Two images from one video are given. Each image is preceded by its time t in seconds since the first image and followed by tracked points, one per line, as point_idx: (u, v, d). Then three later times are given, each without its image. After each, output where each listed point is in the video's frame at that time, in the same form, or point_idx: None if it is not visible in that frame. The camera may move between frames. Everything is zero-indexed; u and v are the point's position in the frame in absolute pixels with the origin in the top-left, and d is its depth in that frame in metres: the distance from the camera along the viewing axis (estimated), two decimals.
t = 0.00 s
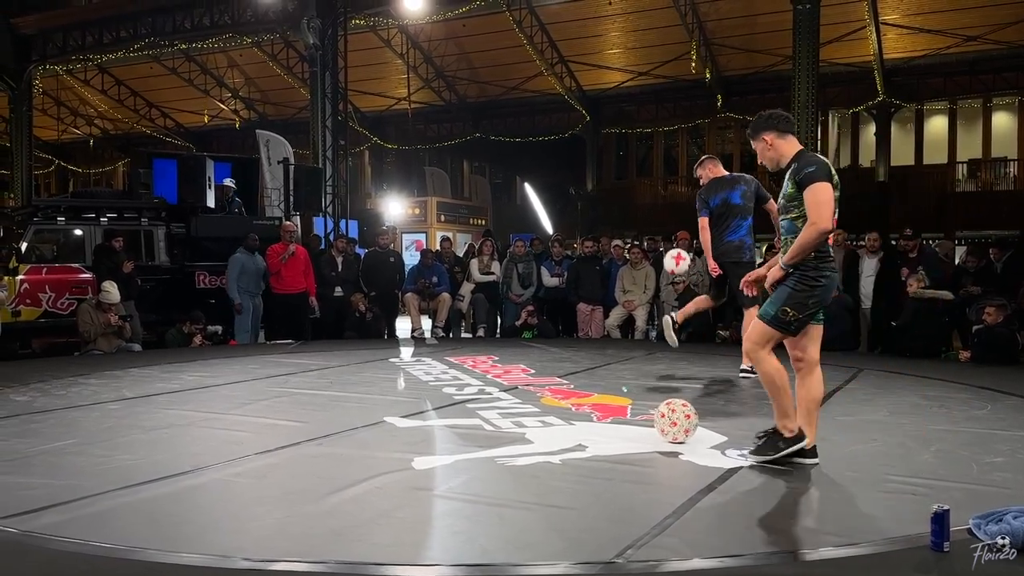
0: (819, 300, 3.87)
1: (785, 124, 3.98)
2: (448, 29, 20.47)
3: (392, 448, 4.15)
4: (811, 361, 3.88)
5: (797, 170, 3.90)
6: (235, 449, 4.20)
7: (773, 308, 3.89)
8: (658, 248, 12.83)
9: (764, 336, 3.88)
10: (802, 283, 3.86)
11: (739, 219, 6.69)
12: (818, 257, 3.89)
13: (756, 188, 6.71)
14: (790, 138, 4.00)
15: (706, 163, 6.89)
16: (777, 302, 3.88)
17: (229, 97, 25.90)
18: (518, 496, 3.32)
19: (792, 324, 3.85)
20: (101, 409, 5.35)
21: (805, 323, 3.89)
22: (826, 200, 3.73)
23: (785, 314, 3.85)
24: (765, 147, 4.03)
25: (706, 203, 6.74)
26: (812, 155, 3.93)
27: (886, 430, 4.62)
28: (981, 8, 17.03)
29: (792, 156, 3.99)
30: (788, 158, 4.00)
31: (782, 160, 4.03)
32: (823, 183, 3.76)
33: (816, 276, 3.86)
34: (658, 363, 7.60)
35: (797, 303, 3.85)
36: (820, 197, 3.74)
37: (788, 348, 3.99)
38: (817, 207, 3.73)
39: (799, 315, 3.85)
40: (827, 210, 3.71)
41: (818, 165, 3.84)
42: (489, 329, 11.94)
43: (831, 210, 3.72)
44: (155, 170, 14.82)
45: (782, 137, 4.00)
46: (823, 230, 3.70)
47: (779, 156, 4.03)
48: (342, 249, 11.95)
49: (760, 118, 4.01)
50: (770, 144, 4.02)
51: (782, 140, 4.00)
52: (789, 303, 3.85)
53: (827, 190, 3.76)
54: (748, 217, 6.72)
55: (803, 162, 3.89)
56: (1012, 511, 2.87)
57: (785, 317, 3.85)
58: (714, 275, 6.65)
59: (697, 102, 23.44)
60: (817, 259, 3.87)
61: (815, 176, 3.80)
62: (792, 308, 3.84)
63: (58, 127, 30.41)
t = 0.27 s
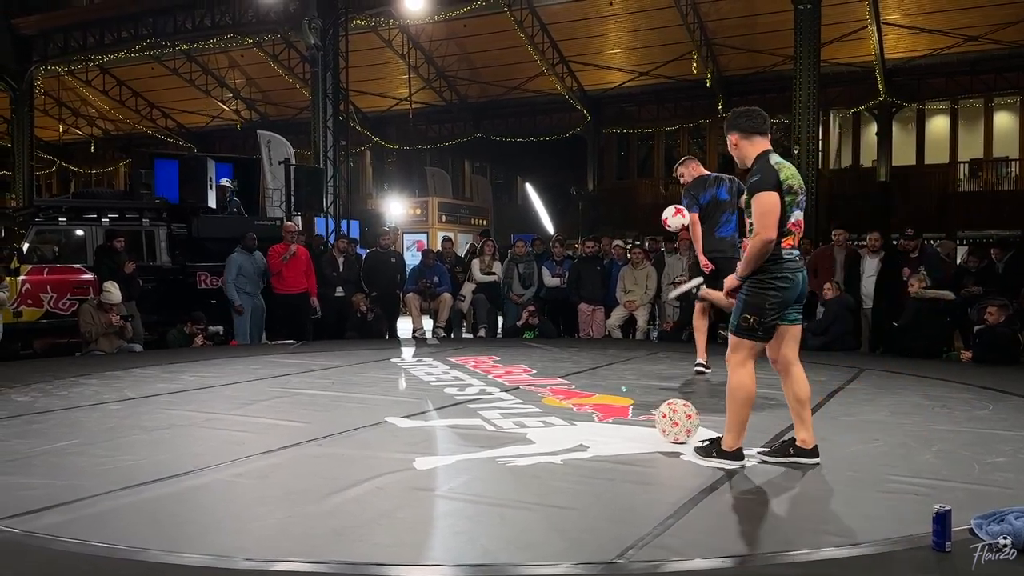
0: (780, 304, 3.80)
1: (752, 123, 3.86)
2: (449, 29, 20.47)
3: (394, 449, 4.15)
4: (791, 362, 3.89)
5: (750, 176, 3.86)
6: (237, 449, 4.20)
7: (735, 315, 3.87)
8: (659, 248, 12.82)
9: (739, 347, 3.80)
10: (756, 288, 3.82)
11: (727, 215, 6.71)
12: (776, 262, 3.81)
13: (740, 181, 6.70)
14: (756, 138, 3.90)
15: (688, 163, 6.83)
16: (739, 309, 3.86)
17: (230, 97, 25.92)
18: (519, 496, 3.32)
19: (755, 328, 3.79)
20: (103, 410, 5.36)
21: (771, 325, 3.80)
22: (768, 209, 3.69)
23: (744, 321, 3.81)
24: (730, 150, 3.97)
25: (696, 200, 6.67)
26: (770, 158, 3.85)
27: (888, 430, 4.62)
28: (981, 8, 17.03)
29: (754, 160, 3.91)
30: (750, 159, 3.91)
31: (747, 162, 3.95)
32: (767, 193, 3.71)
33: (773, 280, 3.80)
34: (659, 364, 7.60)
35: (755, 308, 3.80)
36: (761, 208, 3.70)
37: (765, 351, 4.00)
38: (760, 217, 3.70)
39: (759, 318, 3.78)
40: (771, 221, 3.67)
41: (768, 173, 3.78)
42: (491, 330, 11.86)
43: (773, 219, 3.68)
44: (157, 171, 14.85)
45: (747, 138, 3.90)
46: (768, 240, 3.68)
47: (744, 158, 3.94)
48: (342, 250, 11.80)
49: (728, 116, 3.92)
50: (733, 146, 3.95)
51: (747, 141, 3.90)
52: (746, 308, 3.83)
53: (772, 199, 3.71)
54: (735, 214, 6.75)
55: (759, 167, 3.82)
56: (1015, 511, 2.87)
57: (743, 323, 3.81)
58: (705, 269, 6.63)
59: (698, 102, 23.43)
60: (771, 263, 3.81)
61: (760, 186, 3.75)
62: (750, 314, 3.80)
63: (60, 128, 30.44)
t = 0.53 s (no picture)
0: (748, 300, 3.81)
1: (727, 117, 3.90)
2: (450, 29, 20.47)
3: (395, 449, 4.15)
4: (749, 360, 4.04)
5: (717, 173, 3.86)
6: (238, 449, 4.21)
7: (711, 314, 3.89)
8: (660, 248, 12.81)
9: (724, 347, 3.79)
10: (724, 286, 3.85)
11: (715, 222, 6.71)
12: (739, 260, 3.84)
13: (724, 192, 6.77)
14: (730, 133, 3.91)
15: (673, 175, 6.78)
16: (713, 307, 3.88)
17: (231, 97, 25.93)
18: (520, 496, 3.32)
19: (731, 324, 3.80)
20: (104, 410, 5.36)
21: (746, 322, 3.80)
22: (723, 211, 3.67)
23: (720, 317, 3.82)
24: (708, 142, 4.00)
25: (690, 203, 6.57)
26: (737, 154, 3.84)
27: (889, 430, 4.62)
28: (981, 7, 17.01)
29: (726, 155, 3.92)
30: (723, 153, 3.94)
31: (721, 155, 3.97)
32: (721, 195, 3.70)
33: (739, 278, 3.82)
34: (660, 363, 7.60)
35: (726, 305, 3.82)
36: (717, 211, 3.68)
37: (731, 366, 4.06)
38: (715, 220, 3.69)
39: (733, 315, 3.79)
40: (725, 223, 3.66)
41: (724, 173, 3.76)
42: (493, 330, 11.85)
43: (729, 221, 3.67)
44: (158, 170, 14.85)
45: (723, 131, 3.93)
46: (722, 242, 3.69)
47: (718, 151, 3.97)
48: (343, 249, 11.75)
49: (707, 109, 3.97)
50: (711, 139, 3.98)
51: (723, 134, 3.93)
52: (718, 306, 3.85)
53: (729, 202, 3.69)
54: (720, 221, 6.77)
55: (720, 165, 3.83)
56: (1016, 510, 2.87)
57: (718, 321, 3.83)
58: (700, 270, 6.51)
59: (699, 102, 23.42)
60: (735, 261, 3.84)
61: (717, 188, 3.74)
62: (725, 311, 3.81)
63: (62, 128, 30.47)
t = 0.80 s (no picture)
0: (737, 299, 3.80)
1: (718, 118, 3.90)
2: (450, 29, 20.46)
3: (395, 449, 4.15)
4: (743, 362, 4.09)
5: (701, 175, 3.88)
6: (239, 449, 4.21)
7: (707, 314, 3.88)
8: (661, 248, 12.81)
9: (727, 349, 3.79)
10: (713, 286, 3.86)
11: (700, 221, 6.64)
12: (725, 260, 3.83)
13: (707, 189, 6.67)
14: (720, 133, 3.92)
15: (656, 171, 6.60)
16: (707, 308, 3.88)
17: (231, 97, 25.94)
18: (521, 496, 3.32)
19: (727, 323, 3.79)
20: (105, 410, 5.36)
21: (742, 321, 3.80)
22: (699, 210, 3.67)
23: (715, 318, 3.82)
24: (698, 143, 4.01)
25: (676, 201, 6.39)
26: (720, 155, 3.84)
27: (889, 429, 4.62)
28: (981, 6, 17.01)
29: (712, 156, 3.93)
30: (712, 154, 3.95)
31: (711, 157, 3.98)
32: (697, 193, 3.70)
33: (727, 278, 3.82)
34: (660, 363, 7.60)
35: (718, 305, 3.81)
36: (692, 209, 3.68)
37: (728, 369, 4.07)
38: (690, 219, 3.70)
39: (727, 314, 3.78)
40: (698, 221, 3.66)
41: (702, 173, 3.78)
42: (493, 329, 11.85)
43: (704, 221, 3.66)
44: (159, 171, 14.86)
45: (713, 132, 3.93)
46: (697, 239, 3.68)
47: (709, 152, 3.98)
48: (343, 249, 11.73)
49: (699, 110, 3.98)
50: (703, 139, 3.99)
51: (713, 135, 3.94)
52: (711, 307, 3.85)
53: (703, 200, 3.69)
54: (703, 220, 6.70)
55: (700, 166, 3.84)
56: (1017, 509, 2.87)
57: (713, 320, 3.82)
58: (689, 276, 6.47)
59: (699, 101, 23.41)
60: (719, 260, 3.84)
61: (693, 188, 3.74)
62: (718, 311, 3.81)
63: (62, 128, 30.47)
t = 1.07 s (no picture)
0: (736, 298, 3.78)
1: (719, 117, 3.92)
2: (449, 28, 20.45)
3: (396, 449, 4.14)
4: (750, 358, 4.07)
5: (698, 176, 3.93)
6: (239, 449, 4.20)
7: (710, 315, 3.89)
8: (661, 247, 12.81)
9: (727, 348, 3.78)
10: (713, 287, 3.87)
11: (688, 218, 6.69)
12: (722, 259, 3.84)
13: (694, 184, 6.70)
14: (719, 134, 3.94)
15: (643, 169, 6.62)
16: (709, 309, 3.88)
17: (231, 97, 25.93)
18: (522, 495, 3.32)
19: (726, 323, 3.79)
20: (105, 410, 5.36)
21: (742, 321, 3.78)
22: (690, 210, 3.74)
23: (715, 318, 3.82)
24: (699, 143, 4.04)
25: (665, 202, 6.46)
26: (715, 155, 3.87)
27: (890, 428, 4.61)
28: (982, 4, 17.01)
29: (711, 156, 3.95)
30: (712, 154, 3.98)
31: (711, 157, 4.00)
32: (689, 194, 3.77)
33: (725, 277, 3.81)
34: (661, 362, 7.59)
35: (718, 305, 3.81)
36: (684, 209, 3.75)
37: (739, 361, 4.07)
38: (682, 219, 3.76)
39: (726, 313, 3.78)
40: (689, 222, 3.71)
41: (694, 174, 3.83)
42: (494, 329, 11.86)
43: (693, 220, 3.72)
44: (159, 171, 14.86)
45: (714, 131, 3.95)
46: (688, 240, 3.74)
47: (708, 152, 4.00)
48: (343, 249, 11.69)
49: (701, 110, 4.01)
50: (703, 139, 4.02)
51: (714, 134, 3.96)
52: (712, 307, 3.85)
53: (695, 201, 3.76)
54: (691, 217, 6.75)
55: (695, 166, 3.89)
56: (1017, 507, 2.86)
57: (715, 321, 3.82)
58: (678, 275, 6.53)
59: (699, 100, 23.40)
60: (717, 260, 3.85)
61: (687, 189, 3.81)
62: (718, 311, 3.81)
63: (62, 128, 30.47)
